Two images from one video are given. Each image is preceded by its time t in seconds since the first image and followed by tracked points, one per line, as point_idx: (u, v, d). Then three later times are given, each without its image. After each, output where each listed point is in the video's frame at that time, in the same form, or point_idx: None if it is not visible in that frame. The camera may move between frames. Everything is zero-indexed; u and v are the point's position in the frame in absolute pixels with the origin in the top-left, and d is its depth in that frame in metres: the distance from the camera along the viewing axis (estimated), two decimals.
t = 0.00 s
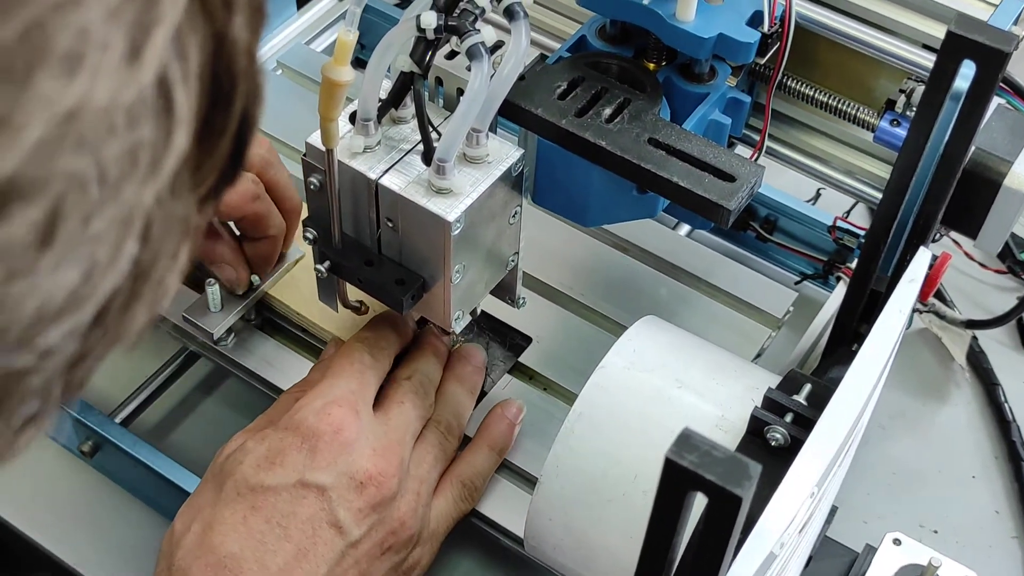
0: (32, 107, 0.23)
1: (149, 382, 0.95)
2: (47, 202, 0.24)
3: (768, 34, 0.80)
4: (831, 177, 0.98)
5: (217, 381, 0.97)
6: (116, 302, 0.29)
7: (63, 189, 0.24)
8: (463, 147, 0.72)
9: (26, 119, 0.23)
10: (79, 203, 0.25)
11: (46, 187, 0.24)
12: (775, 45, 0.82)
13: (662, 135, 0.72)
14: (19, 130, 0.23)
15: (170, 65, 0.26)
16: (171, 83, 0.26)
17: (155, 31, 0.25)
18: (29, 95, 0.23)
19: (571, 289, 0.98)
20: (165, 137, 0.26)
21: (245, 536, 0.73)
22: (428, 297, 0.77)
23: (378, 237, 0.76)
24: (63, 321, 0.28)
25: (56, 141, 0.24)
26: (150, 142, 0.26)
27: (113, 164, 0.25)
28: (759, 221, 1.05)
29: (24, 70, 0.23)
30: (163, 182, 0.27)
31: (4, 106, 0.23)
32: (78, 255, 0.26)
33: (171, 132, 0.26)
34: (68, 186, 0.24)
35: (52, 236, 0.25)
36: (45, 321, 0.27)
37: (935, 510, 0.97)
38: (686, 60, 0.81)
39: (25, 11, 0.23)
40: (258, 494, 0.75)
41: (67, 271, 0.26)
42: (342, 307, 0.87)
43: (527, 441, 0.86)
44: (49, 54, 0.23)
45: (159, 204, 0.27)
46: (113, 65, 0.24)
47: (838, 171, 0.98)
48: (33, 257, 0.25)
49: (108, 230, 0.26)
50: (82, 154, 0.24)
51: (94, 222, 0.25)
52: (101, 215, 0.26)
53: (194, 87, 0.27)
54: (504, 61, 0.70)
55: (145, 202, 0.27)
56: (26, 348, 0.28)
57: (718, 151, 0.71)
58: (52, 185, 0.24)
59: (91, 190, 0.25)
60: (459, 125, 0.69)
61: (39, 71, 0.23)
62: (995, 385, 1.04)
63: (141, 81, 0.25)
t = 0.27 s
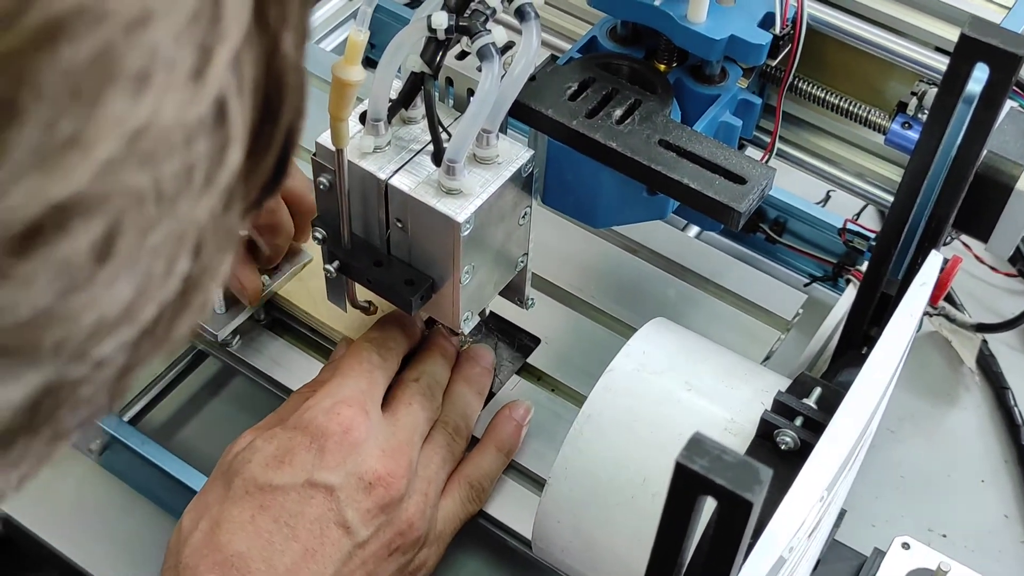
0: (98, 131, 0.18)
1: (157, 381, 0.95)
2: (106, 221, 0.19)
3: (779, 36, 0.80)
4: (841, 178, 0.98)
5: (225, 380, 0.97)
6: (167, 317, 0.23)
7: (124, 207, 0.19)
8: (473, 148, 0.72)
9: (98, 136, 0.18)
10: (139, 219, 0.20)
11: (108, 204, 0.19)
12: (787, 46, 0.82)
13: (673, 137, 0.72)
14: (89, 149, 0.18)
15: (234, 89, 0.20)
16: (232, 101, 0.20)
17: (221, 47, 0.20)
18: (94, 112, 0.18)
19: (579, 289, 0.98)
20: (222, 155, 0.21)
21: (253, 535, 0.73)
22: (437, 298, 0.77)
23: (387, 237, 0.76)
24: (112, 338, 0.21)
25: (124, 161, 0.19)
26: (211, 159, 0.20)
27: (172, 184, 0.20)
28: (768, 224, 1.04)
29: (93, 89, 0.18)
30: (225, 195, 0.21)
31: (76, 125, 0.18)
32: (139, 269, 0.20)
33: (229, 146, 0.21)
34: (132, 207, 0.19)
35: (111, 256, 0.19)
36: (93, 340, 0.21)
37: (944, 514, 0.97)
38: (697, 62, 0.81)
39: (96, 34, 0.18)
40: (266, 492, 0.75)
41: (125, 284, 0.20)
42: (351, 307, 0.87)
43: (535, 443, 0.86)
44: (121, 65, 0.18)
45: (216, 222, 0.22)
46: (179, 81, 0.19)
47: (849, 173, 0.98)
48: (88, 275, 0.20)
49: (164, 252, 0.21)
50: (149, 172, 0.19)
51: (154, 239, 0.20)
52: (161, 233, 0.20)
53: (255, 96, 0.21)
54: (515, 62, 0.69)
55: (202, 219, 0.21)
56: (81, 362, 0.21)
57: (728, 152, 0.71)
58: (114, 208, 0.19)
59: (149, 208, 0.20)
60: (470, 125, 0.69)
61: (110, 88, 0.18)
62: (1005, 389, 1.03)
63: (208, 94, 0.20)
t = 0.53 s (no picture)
0: (164, 138, 0.24)
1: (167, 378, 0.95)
2: (162, 226, 0.26)
3: (793, 36, 0.79)
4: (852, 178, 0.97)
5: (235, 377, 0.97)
6: (212, 322, 0.32)
7: (178, 211, 0.26)
8: (486, 146, 0.72)
9: (161, 142, 0.24)
10: (193, 222, 0.27)
11: (163, 209, 0.25)
12: (800, 47, 0.81)
13: (685, 137, 0.72)
14: (153, 157, 0.24)
15: (283, 95, 0.26)
16: (280, 119, 0.27)
17: (277, 57, 0.26)
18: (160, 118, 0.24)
19: (590, 289, 0.98)
20: (273, 162, 0.27)
21: (263, 534, 0.73)
22: (448, 296, 0.77)
23: (399, 235, 0.76)
24: (165, 337, 0.30)
25: (184, 164, 0.25)
26: (261, 165, 0.27)
27: (223, 189, 0.26)
28: (779, 224, 1.04)
29: (159, 100, 0.24)
30: (272, 198, 0.28)
31: (141, 134, 0.24)
32: (190, 272, 0.28)
33: (277, 153, 0.27)
34: (183, 208, 0.26)
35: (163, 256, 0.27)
36: (152, 339, 0.30)
37: (955, 515, 0.97)
38: (710, 61, 0.81)
39: (161, 43, 0.23)
40: (277, 492, 0.75)
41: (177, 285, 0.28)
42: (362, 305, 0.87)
43: (545, 442, 0.86)
44: (182, 94, 0.24)
45: (263, 224, 0.29)
46: (237, 90, 0.25)
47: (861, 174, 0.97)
48: (147, 272, 0.27)
49: (217, 252, 0.28)
50: (203, 179, 0.26)
51: (204, 242, 0.27)
52: (212, 236, 0.27)
53: (302, 106, 0.28)
54: (528, 60, 0.69)
55: (252, 221, 0.28)
56: (136, 361, 0.31)
57: (741, 152, 0.70)
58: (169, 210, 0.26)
59: (202, 210, 0.26)
60: (483, 124, 0.69)
61: (172, 99, 0.24)
62: (1016, 391, 1.03)
63: (261, 104, 0.26)
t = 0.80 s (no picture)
0: (182, 116, 0.24)
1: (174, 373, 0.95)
2: (179, 207, 0.26)
3: (802, 35, 0.79)
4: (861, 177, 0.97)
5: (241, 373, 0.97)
6: (226, 305, 0.31)
7: (195, 193, 0.26)
8: (495, 142, 0.72)
9: (179, 122, 0.24)
10: (208, 204, 0.26)
11: (181, 190, 0.25)
12: (810, 45, 0.81)
13: (694, 134, 0.72)
14: (172, 136, 0.24)
15: (301, 78, 0.27)
16: (297, 101, 0.27)
17: (295, 41, 0.26)
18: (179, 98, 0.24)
19: (596, 286, 0.98)
20: (291, 145, 0.28)
21: (271, 529, 0.73)
22: (456, 292, 0.77)
23: (407, 232, 0.76)
24: (180, 321, 0.29)
25: (202, 145, 0.25)
26: (278, 148, 0.27)
27: (241, 169, 0.26)
28: (787, 222, 1.04)
29: (176, 83, 0.24)
30: (288, 180, 0.29)
31: (159, 113, 0.24)
32: (206, 255, 0.28)
33: (296, 137, 0.28)
34: (200, 190, 0.26)
35: (180, 239, 0.26)
36: (168, 320, 0.29)
37: (962, 515, 0.96)
38: (719, 59, 0.81)
39: (181, 25, 0.23)
40: (284, 487, 0.75)
41: (194, 271, 0.28)
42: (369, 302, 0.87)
43: (552, 439, 0.86)
44: (198, 79, 0.24)
45: (281, 207, 0.29)
46: (256, 73, 0.25)
47: (869, 172, 0.97)
48: (164, 255, 0.27)
49: (235, 234, 0.28)
50: (219, 160, 0.26)
51: (220, 224, 0.27)
52: (228, 218, 0.27)
53: (319, 91, 0.28)
54: (538, 57, 0.69)
55: (268, 205, 0.28)
56: (148, 345, 0.29)
57: (751, 150, 0.70)
58: (186, 193, 0.26)
59: (219, 191, 0.26)
60: (492, 120, 0.69)
61: (192, 79, 0.24)
62: None
63: (280, 86, 0.26)
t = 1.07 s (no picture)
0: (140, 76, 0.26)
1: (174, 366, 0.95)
2: (141, 170, 0.27)
3: (805, 30, 0.79)
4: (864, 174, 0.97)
5: (242, 367, 0.97)
6: (192, 274, 0.32)
7: (158, 156, 0.27)
8: (495, 137, 0.71)
9: (137, 82, 0.26)
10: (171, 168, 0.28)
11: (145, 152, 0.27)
12: (813, 40, 0.81)
13: (695, 129, 0.71)
14: (129, 97, 0.26)
15: (263, 44, 0.28)
16: (260, 70, 0.28)
17: (254, 9, 0.28)
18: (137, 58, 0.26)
19: (597, 281, 0.98)
20: (253, 116, 0.29)
21: (267, 518, 0.73)
22: (456, 287, 0.77)
23: (407, 226, 0.76)
24: (146, 286, 0.30)
25: (162, 105, 0.27)
26: (240, 118, 0.29)
27: (205, 134, 0.28)
28: (789, 220, 1.04)
29: (136, 42, 0.26)
30: (251, 152, 0.30)
31: (117, 73, 0.26)
32: (169, 221, 0.29)
33: (260, 106, 0.29)
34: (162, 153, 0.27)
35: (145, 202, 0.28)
36: (132, 285, 0.30)
37: (964, 513, 0.96)
38: (721, 54, 0.80)
39: None
40: (281, 476, 0.75)
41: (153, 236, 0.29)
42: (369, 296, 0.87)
43: (552, 434, 0.86)
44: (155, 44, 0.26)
45: (245, 177, 0.31)
46: (215, 37, 0.27)
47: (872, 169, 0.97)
48: (126, 220, 0.28)
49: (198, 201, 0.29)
50: (177, 125, 0.27)
51: (184, 190, 0.28)
52: (193, 183, 0.29)
53: (283, 63, 0.30)
54: (538, 52, 0.69)
55: (231, 174, 0.30)
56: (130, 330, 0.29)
57: (752, 146, 0.70)
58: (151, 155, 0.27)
59: (181, 157, 0.28)
60: (493, 115, 0.69)
61: (150, 41, 0.26)
62: None
63: (240, 53, 0.28)
